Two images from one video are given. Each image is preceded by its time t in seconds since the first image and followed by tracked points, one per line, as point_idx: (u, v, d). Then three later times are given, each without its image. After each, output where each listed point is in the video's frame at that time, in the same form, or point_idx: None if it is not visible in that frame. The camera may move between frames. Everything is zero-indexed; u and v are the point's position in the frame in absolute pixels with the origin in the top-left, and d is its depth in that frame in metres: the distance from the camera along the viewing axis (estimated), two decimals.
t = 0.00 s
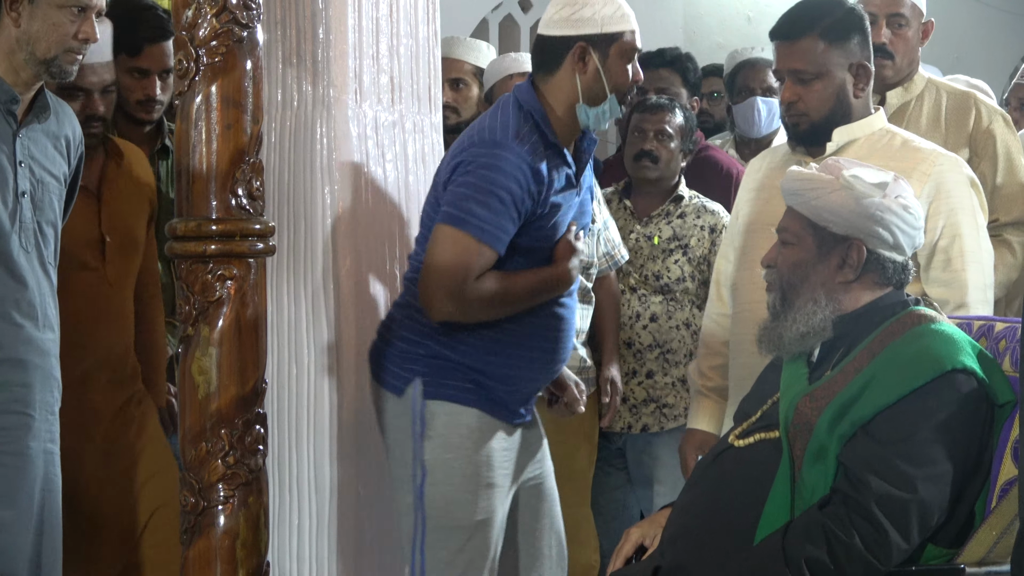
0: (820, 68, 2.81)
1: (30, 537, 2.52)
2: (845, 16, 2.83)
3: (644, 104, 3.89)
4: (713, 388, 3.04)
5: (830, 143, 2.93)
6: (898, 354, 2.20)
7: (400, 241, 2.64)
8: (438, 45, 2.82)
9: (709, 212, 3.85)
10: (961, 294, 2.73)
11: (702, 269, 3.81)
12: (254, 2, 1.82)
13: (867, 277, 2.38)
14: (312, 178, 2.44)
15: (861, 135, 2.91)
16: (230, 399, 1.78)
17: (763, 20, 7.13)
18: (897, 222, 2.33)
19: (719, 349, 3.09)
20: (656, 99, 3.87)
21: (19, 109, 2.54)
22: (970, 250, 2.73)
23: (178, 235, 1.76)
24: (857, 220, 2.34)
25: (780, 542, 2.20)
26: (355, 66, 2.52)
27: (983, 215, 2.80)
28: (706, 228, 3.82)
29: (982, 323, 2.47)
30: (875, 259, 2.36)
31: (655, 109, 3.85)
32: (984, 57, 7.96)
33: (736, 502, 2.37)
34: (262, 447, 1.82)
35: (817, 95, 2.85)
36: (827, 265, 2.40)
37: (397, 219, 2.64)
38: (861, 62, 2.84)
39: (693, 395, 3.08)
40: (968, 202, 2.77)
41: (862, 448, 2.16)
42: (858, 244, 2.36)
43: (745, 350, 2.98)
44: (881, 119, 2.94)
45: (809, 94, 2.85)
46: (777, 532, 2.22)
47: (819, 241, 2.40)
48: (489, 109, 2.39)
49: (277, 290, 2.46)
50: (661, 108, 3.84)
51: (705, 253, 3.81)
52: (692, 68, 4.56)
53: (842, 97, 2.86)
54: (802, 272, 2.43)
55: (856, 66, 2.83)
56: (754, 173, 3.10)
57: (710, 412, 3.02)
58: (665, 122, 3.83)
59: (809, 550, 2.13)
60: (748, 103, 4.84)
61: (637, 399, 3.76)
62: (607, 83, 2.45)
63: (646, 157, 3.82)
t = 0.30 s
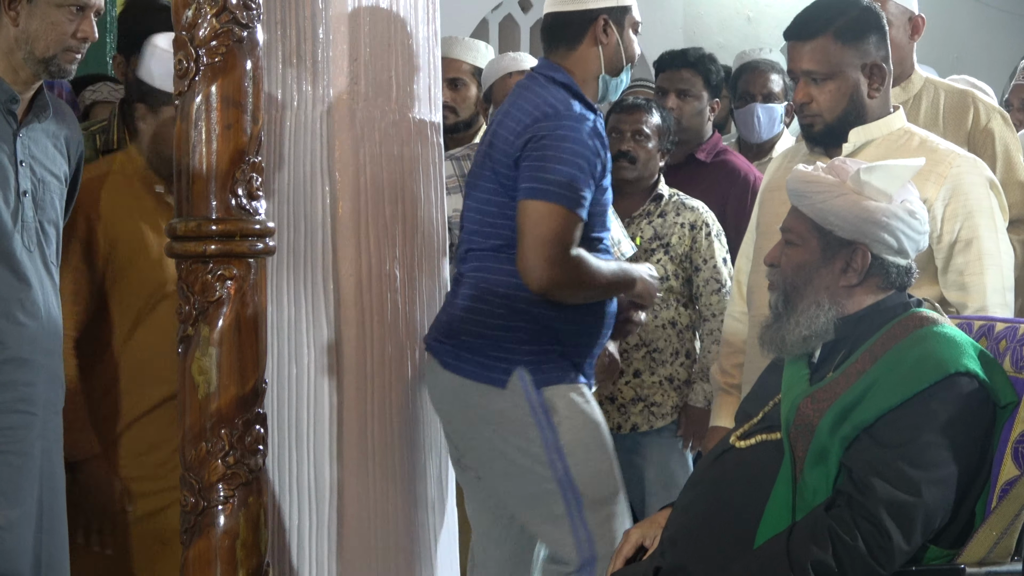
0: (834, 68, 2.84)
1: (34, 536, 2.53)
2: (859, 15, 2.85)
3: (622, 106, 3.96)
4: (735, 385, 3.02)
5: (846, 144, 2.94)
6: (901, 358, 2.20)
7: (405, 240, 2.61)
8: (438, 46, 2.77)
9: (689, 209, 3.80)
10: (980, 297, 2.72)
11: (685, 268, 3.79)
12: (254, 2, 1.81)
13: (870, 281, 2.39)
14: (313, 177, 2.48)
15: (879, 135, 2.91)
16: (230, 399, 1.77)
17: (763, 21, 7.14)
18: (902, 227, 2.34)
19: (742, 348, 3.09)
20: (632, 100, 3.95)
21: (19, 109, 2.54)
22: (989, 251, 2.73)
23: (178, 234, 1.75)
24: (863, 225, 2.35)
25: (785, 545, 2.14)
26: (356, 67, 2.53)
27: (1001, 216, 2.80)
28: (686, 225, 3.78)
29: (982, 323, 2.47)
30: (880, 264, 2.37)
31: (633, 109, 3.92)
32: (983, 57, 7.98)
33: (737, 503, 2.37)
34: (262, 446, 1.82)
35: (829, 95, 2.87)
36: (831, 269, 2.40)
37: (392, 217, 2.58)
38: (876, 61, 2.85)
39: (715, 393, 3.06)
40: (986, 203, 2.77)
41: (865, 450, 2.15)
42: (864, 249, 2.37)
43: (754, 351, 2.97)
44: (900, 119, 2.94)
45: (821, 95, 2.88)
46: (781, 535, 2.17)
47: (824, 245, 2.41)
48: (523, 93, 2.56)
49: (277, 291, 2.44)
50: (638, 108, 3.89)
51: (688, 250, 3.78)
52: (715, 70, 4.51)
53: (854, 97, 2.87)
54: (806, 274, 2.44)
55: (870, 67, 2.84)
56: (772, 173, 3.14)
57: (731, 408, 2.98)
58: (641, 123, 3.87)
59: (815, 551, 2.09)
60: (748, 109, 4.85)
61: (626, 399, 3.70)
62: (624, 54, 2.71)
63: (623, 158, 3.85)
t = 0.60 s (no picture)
0: (833, 68, 2.85)
1: (33, 537, 2.52)
2: (861, 15, 2.87)
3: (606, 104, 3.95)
4: (731, 388, 2.99)
5: (847, 144, 2.94)
6: (901, 358, 2.20)
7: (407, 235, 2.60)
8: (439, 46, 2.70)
9: (676, 207, 3.55)
10: (981, 297, 2.71)
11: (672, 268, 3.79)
12: (255, 1, 1.81)
13: (868, 282, 2.40)
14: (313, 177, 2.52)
15: (880, 135, 2.91)
16: (230, 399, 1.77)
17: (763, 21, 7.13)
18: (901, 228, 2.34)
19: (737, 349, 3.04)
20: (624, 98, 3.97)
21: (19, 109, 2.54)
22: (991, 252, 2.72)
23: (178, 234, 1.75)
24: (862, 226, 2.35)
25: (784, 546, 2.14)
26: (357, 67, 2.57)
27: (1002, 216, 2.80)
28: (673, 224, 3.52)
29: (982, 323, 2.47)
30: (878, 264, 2.38)
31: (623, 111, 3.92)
32: (984, 58, 7.97)
33: (737, 502, 2.38)
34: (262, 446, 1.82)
35: (828, 94, 2.87)
36: (830, 269, 2.41)
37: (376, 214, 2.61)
38: (876, 62, 2.86)
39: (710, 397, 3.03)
40: (988, 204, 2.78)
41: (863, 450, 2.15)
42: (863, 250, 2.38)
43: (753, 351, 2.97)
44: (902, 119, 2.95)
45: (820, 93, 2.88)
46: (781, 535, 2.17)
47: (824, 245, 2.41)
48: (580, 110, 2.79)
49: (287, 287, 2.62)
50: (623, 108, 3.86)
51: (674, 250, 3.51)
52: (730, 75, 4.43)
53: (854, 96, 2.87)
54: (804, 274, 2.44)
55: (869, 67, 2.85)
56: (772, 173, 3.12)
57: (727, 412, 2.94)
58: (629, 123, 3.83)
59: (815, 551, 2.08)
60: (750, 110, 4.84)
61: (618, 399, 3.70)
62: (663, 63, 2.90)
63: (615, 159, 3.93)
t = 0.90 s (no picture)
0: (824, 67, 2.88)
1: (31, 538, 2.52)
2: (851, 15, 2.90)
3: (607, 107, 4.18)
4: (719, 387, 3.07)
5: (839, 144, 2.95)
6: (901, 358, 2.20)
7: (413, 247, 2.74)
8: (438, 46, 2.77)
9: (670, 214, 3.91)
10: (970, 296, 2.73)
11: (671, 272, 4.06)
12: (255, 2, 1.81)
13: (869, 283, 2.40)
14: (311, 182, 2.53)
15: (871, 136, 2.92)
16: (230, 399, 1.77)
17: (763, 22, 7.13)
18: (903, 229, 2.35)
19: (724, 349, 3.09)
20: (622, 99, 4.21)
21: (19, 109, 2.53)
22: (981, 251, 2.72)
23: (178, 234, 1.75)
24: (864, 226, 2.35)
25: (784, 547, 2.14)
26: (355, 67, 2.56)
27: (993, 216, 2.80)
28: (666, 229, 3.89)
29: (982, 323, 2.47)
30: (880, 265, 2.38)
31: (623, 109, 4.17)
32: (983, 60, 7.98)
33: (738, 502, 2.37)
34: (262, 447, 1.82)
35: (819, 93, 2.90)
36: (831, 269, 2.40)
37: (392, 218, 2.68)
38: (866, 61, 2.89)
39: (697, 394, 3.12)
40: (979, 204, 2.77)
41: (863, 450, 2.15)
42: (864, 250, 2.37)
43: (751, 350, 2.97)
44: (893, 120, 2.95)
45: (812, 93, 2.91)
46: (781, 537, 2.17)
47: (826, 244, 2.41)
48: (654, 121, 3.38)
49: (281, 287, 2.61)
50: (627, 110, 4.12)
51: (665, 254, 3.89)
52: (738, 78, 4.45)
53: (845, 96, 2.89)
54: (805, 274, 2.43)
55: (860, 66, 2.88)
56: (764, 174, 3.09)
57: (714, 413, 3.06)
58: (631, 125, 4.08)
59: (815, 551, 2.08)
60: (755, 110, 4.85)
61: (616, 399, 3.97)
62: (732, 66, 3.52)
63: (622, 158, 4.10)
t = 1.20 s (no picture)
0: (817, 67, 2.90)
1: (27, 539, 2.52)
2: (843, 14, 2.91)
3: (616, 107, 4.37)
4: (715, 387, 3.08)
5: (831, 143, 2.94)
6: (898, 357, 2.20)
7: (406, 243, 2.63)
8: (438, 46, 2.78)
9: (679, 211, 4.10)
10: (964, 294, 2.71)
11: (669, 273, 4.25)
12: (255, 1, 1.81)
13: (867, 283, 2.40)
14: (312, 179, 2.48)
15: (863, 135, 2.90)
16: (230, 399, 1.77)
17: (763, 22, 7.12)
18: (901, 230, 2.35)
19: (720, 349, 3.10)
20: (628, 101, 4.37)
21: (19, 110, 2.53)
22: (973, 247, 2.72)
23: (178, 234, 1.75)
24: (862, 227, 2.36)
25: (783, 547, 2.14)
26: (355, 66, 2.54)
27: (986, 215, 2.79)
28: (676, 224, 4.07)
29: (982, 323, 2.47)
30: (877, 266, 2.38)
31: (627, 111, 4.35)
32: (984, 61, 7.96)
33: (737, 502, 2.37)
34: (262, 446, 1.82)
35: (812, 93, 2.92)
36: (829, 269, 2.41)
37: (399, 219, 2.62)
38: (859, 62, 2.90)
39: (693, 395, 3.12)
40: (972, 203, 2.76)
41: (863, 450, 2.15)
42: (862, 250, 2.38)
43: (747, 352, 2.98)
44: (886, 119, 2.93)
45: (804, 93, 2.93)
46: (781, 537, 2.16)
47: (823, 245, 2.41)
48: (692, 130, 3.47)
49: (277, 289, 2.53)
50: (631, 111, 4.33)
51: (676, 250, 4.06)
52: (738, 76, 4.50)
53: (837, 96, 2.91)
54: (804, 273, 2.43)
55: (852, 66, 2.89)
56: (758, 176, 3.09)
57: (711, 412, 3.06)
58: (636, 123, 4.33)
59: (814, 551, 2.08)
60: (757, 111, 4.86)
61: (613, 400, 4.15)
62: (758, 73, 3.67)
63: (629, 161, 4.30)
